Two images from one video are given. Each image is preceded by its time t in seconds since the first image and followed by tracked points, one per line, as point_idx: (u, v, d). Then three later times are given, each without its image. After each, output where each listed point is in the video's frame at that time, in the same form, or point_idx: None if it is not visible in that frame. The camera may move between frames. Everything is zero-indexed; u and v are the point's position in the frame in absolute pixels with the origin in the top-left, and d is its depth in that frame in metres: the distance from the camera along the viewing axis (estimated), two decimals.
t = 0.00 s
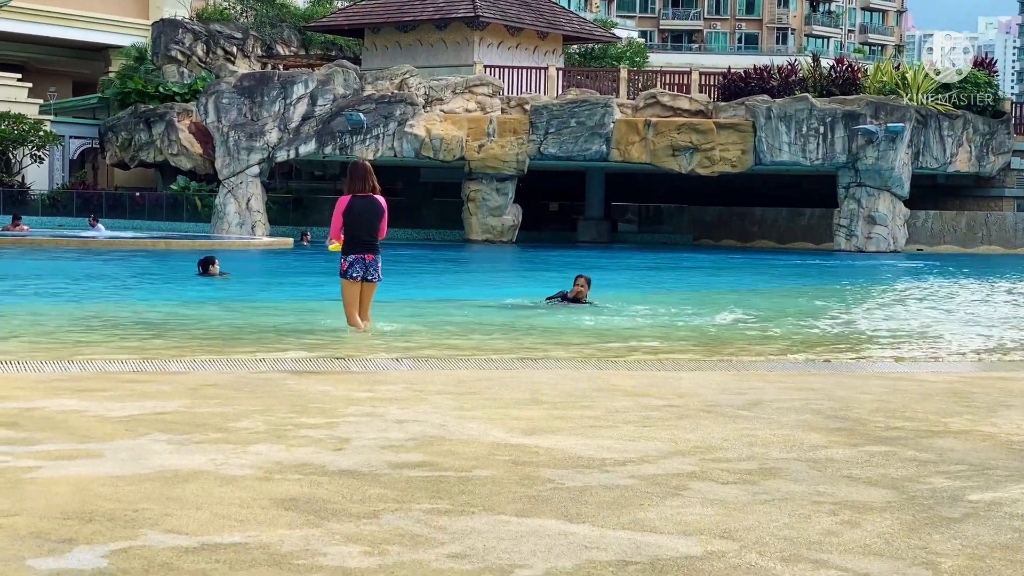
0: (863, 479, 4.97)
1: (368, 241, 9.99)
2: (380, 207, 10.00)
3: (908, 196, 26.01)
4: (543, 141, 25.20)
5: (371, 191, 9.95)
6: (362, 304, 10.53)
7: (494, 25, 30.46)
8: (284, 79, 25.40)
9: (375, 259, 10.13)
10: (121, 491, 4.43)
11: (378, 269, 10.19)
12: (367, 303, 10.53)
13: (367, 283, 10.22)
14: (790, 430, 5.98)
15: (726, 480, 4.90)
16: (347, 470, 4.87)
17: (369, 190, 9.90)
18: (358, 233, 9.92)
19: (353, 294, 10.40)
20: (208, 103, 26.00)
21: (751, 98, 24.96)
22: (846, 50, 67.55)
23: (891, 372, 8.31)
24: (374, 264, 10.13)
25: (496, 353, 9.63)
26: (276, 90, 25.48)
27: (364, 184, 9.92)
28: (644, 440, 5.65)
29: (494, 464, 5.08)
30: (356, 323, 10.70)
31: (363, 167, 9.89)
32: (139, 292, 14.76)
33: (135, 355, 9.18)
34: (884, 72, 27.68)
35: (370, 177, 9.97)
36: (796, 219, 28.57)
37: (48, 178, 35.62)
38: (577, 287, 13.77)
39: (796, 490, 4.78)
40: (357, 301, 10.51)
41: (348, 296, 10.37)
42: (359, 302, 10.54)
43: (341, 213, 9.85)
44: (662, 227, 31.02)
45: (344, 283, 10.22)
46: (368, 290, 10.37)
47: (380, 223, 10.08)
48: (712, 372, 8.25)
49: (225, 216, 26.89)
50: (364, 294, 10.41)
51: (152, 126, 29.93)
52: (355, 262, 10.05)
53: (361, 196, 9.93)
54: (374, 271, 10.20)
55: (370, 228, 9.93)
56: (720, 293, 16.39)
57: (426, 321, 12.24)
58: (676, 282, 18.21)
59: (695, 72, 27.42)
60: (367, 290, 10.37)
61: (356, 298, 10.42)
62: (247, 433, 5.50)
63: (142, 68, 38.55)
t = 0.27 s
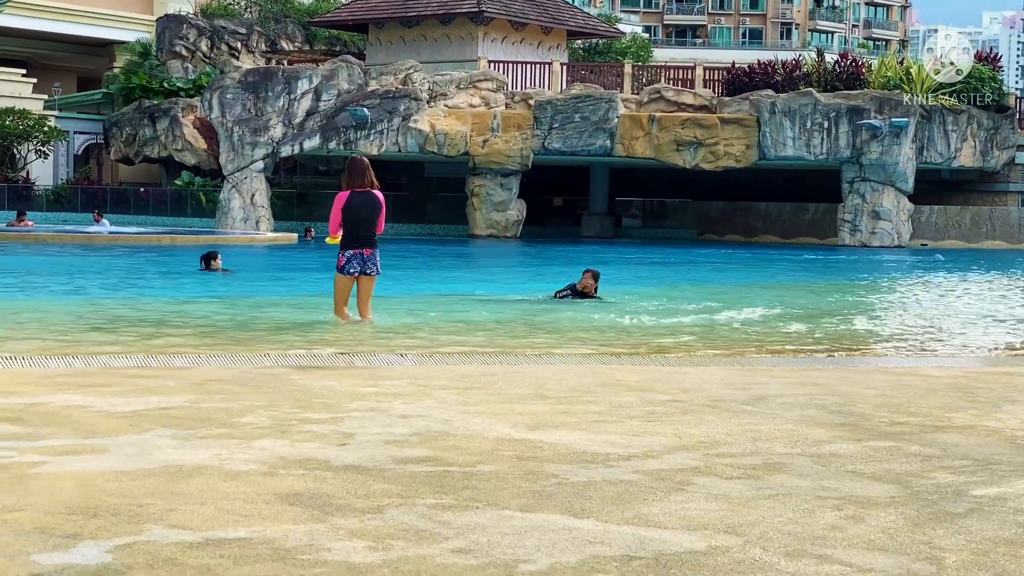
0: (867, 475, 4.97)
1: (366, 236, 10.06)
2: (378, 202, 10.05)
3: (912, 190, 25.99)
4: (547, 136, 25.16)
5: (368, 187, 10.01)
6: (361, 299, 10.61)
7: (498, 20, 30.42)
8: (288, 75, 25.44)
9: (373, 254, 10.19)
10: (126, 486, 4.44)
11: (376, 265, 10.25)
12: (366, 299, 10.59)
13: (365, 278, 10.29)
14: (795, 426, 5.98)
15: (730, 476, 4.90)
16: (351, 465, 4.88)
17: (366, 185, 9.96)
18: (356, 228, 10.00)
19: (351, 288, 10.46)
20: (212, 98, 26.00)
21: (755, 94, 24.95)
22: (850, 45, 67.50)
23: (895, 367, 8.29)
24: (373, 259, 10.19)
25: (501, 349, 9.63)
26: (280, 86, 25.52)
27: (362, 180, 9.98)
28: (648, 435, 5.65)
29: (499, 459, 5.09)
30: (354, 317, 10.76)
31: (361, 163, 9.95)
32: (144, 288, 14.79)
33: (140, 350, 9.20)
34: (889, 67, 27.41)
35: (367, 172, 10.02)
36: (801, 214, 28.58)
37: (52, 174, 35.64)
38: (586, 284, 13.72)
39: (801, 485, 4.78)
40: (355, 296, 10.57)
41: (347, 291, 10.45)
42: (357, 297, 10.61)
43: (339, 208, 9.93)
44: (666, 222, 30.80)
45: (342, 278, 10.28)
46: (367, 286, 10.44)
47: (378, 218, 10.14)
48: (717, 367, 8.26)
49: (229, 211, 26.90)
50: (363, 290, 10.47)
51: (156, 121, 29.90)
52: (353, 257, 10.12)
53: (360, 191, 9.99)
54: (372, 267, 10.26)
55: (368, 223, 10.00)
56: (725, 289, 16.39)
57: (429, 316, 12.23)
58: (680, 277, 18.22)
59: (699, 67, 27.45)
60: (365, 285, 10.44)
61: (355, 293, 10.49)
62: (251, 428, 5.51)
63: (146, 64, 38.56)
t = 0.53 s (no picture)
0: (871, 472, 4.97)
1: (360, 234, 10.13)
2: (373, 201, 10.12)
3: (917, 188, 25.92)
4: (551, 134, 25.14)
5: (362, 186, 10.08)
6: (358, 297, 10.67)
7: (503, 17, 30.39)
8: (293, 72, 25.42)
9: (368, 252, 10.25)
10: (130, 484, 4.44)
11: (371, 261, 10.31)
12: (363, 296, 10.65)
13: (360, 276, 10.36)
14: (800, 423, 5.97)
15: (735, 473, 4.90)
16: (355, 463, 4.88)
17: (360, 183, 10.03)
18: (349, 226, 10.08)
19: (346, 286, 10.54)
20: (217, 96, 25.96)
21: (759, 91, 24.92)
22: (856, 41, 67.40)
23: (900, 365, 8.28)
24: (367, 256, 10.26)
25: (505, 346, 9.62)
26: (284, 83, 25.47)
27: (356, 179, 10.05)
28: (652, 433, 5.64)
29: (504, 457, 5.08)
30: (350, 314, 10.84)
31: (355, 161, 10.02)
32: (149, 285, 14.80)
33: (144, 348, 9.21)
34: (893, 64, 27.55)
35: (361, 171, 10.08)
36: (805, 212, 28.59)
37: (57, 172, 35.67)
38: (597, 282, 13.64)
39: (805, 482, 4.78)
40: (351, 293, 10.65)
41: (342, 289, 10.52)
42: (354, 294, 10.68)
43: (332, 206, 10.01)
44: (670, 219, 30.83)
45: (336, 276, 10.35)
46: (362, 284, 10.51)
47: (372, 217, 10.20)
48: (721, 365, 8.25)
49: (233, 209, 26.92)
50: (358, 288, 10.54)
51: (160, 119, 29.93)
52: (347, 255, 10.20)
53: (353, 189, 10.07)
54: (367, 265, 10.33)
55: (361, 222, 10.07)
56: (729, 286, 16.38)
57: (433, 314, 12.22)
58: (685, 274, 18.21)
59: (703, 65, 27.46)
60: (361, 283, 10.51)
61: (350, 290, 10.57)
62: (256, 426, 5.51)
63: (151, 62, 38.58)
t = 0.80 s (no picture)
0: (877, 471, 4.96)
1: (349, 236, 10.17)
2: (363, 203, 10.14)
3: (922, 186, 25.92)
4: (556, 132, 25.14)
5: (353, 188, 10.09)
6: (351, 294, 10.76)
7: (508, 17, 30.36)
8: (297, 71, 25.41)
9: (358, 253, 10.31)
10: (135, 483, 4.45)
11: (361, 262, 10.38)
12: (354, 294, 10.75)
13: (349, 275, 10.44)
14: (805, 422, 5.96)
15: (740, 472, 4.89)
16: (361, 462, 4.88)
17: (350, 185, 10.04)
18: (339, 228, 10.11)
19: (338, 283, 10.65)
20: (222, 95, 26.03)
21: (764, 90, 24.91)
22: (861, 39, 67.31)
23: (904, 363, 8.27)
24: (356, 257, 10.32)
25: (509, 345, 9.62)
26: (289, 82, 25.48)
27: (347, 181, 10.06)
28: (657, 432, 5.64)
29: (509, 456, 5.08)
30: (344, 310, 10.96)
31: (347, 164, 10.02)
32: (154, 284, 14.81)
33: (148, 348, 9.22)
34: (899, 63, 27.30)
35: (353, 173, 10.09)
36: (809, 211, 28.58)
37: (62, 171, 35.72)
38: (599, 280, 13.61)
39: (811, 481, 4.77)
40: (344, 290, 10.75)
41: (333, 287, 10.64)
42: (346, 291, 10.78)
43: (322, 208, 10.05)
44: (676, 218, 30.71)
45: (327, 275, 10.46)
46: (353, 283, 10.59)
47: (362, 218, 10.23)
48: (726, 363, 8.24)
49: (238, 208, 26.99)
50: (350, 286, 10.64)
51: (164, 118, 29.94)
52: (336, 255, 10.28)
53: (343, 191, 10.09)
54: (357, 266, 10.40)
55: (350, 224, 10.10)
56: (734, 285, 16.36)
57: (437, 313, 12.22)
58: (689, 273, 18.19)
59: (708, 63, 27.49)
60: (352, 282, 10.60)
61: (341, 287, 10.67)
62: (260, 425, 5.52)
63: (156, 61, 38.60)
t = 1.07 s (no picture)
0: (883, 471, 4.95)
1: (347, 235, 10.20)
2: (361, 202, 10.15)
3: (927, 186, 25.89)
4: (561, 132, 25.13)
5: (349, 187, 10.09)
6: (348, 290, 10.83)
7: (512, 17, 30.37)
8: (301, 72, 25.35)
9: (356, 251, 10.36)
10: (141, 483, 4.45)
11: (359, 260, 10.44)
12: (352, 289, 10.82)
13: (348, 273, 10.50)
14: (810, 422, 5.96)
15: (746, 472, 4.89)
16: (366, 462, 4.89)
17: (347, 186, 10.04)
18: (338, 229, 10.13)
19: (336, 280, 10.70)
20: (227, 96, 26.04)
21: (770, 89, 24.83)
22: (866, 39, 67.25)
23: (910, 363, 8.26)
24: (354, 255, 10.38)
25: (514, 345, 9.61)
26: (294, 83, 25.47)
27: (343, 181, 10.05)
28: (663, 432, 5.63)
29: (514, 456, 5.08)
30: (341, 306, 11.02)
31: (342, 164, 10.01)
32: (159, 285, 14.83)
33: (153, 348, 9.23)
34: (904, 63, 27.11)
35: (349, 172, 10.08)
36: (815, 211, 28.57)
37: (68, 172, 35.78)
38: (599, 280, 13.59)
39: (817, 481, 4.77)
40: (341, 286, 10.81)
41: (332, 284, 10.69)
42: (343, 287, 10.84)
43: (320, 209, 10.05)
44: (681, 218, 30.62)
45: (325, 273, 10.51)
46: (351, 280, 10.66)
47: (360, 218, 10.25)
48: (730, 363, 8.24)
49: (243, 208, 27.02)
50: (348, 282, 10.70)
51: (170, 119, 29.95)
52: (334, 254, 10.31)
53: (339, 191, 10.08)
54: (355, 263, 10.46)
55: (349, 224, 10.12)
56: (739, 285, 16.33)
57: (442, 313, 12.22)
58: (694, 273, 18.17)
59: (713, 63, 27.47)
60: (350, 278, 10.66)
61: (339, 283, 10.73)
62: (266, 425, 5.52)
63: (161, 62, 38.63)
